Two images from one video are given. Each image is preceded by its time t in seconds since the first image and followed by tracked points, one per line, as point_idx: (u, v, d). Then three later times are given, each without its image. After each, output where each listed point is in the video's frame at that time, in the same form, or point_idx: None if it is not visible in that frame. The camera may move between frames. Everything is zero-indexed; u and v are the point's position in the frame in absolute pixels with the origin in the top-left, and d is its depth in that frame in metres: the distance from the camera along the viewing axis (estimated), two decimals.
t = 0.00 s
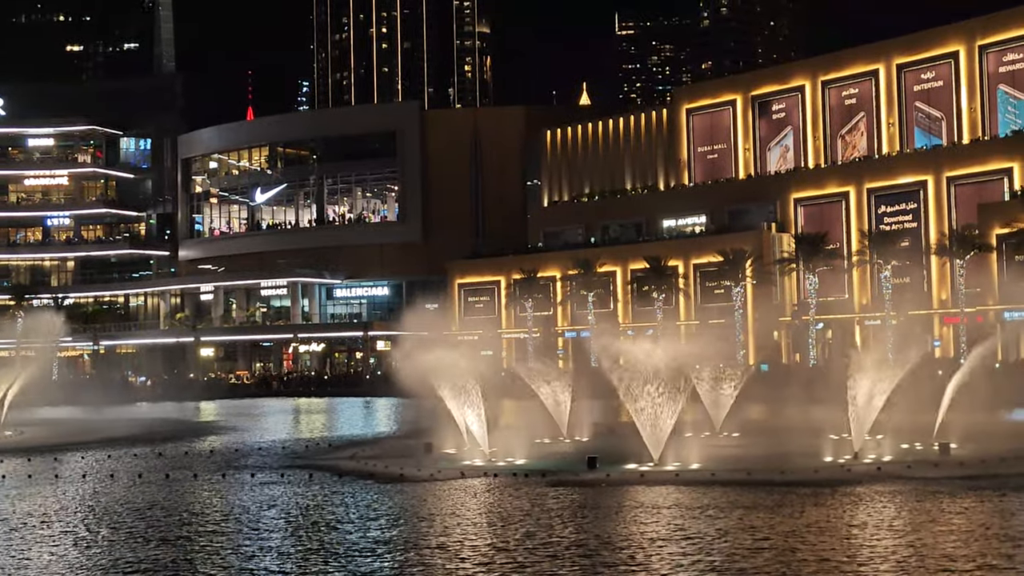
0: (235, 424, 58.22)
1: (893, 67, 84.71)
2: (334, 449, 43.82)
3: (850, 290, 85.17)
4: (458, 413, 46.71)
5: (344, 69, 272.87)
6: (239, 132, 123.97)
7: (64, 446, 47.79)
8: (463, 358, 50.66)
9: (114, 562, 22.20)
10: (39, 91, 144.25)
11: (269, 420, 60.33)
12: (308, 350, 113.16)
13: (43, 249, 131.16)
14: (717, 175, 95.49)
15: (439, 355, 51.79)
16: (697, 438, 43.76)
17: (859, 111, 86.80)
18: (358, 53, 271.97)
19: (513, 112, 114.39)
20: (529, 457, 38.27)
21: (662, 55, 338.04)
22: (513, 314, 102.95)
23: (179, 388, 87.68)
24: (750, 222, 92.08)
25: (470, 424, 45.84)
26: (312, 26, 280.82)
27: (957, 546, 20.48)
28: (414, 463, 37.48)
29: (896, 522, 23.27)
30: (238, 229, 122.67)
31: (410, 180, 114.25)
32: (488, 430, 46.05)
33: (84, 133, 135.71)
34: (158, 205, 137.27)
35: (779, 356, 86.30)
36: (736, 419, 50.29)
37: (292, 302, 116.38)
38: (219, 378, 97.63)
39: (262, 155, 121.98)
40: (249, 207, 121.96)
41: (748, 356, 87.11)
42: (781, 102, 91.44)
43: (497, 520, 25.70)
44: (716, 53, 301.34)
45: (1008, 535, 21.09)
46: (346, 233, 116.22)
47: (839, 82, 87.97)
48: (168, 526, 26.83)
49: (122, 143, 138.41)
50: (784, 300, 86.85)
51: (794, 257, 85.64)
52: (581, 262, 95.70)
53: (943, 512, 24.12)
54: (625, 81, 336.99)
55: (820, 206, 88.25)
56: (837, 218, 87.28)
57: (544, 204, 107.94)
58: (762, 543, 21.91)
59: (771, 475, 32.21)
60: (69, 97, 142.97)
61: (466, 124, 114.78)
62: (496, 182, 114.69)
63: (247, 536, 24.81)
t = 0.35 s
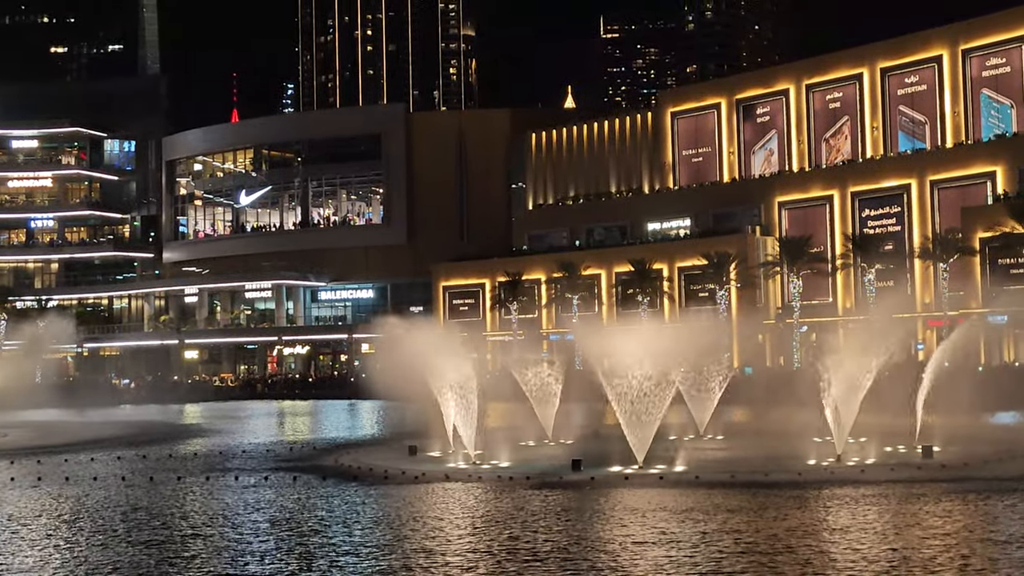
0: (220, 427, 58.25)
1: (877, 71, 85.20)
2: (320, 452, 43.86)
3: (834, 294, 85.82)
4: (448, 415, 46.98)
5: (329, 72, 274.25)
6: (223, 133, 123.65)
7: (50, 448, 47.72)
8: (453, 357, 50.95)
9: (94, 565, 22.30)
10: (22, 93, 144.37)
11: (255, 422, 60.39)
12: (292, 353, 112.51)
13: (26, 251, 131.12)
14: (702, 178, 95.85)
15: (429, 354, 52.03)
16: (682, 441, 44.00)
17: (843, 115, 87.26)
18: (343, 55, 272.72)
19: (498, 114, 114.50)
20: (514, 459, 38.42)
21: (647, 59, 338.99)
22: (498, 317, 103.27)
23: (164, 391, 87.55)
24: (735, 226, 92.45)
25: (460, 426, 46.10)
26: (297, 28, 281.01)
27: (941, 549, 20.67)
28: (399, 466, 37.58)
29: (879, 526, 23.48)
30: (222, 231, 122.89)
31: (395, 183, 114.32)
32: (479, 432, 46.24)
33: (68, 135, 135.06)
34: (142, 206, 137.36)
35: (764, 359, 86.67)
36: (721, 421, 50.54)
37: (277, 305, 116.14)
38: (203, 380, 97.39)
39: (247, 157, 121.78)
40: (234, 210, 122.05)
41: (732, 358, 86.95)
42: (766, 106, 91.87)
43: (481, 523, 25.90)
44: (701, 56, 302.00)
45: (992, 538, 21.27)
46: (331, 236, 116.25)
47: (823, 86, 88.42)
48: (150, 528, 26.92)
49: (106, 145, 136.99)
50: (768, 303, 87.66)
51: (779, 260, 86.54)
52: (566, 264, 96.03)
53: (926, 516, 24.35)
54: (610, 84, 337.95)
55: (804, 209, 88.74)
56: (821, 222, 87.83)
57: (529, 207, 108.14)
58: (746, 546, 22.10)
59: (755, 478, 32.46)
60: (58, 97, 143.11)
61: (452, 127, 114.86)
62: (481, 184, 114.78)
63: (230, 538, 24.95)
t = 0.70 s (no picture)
0: (206, 429, 58.15)
1: (864, 74, 85.49)
2: (307, 454, 43.84)
3: (820, 295, 86.04)
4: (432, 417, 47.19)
5: (316, 74, 274.32)
6: (210, 136, 123.37)
7: (36, 451, 47.54)
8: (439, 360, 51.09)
9: (77, 568, 22.22)
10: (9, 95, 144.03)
11: (242, 425, 60.28)
12: (280, 355, 112.95)
13: (11, 253, 131.23)
14: (689, 180, 95.97)
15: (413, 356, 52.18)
16: (668, 443, 44.06)
17: (829, 118, 87.49)
18: (330, 57, 272.89)
19: (486, 116, 114.51)
20: (501, 462, 38.48)
21: (634, 62, 339.43)
22: (485, 319, 103.22)
23: (150, 393, 87.27)
24: (721, 228, 92.60)
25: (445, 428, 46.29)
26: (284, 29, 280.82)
27: (928, 552, 20.67)
28: (384, 468, 37.59)
29: (867, 528, 23.48)
30: (210, 233, 122.36)
31: (382, 185, 114.29)
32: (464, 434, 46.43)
33: (54, 137, 134.59)
34: (130, 208, 136.54)
35: (751, 361, 86.99)
36: (708, 424, 50.54)
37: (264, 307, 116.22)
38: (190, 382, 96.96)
39: (234, 159, 121.41)
40: (221, 212, 121.42)
41: (719, 360, 86.84)
42: (753, 108, 92.09)
43: (468, 525, 25.87)
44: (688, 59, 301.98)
45: (981, 541, 21.30)
46: (318, 238, 116.01)
47: (810, 88, 88.68)
48: (135, 530, 26.90)
49: (93, 147, 136.84)
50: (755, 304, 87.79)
51: (766, 263, 86.61)
52: (552, 266, 96.36)
53: (913, 518, 24.40)
54: (596, 87, 338.53)
55: (791, 211, 88.92)
56: (808, 224, 88.08)
57: (516, 209, 108.17)
58: (733, 548, 22.09)
59: (742, 480, 32.54)
60: (43, 99, 142.48)
61: (439, 129, 114.83)
62: (468, 186, 114.81)
63: (216, 541, 24.94)
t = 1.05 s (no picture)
0: (198, 431, 58.09)
1: (854, 76, 85.68)
2: (297, 456, 43.78)
3: (811, 297, 86.24)
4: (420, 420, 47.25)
5: (307, 76, 272.35)
6: (201, 138, 123.27)
7: (25, 453, 47.37)
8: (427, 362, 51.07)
9: (69, 571, 22.19)
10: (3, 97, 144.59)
11: (232, 427, 60.19)
12: (270, 357, 112.49)
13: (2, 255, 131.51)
14: (679, 182, 96.13)
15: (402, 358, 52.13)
16: (659, 445, 44.13)
17: (819, 120, 87.72)
18: (321, 58, 272.06)
19: (477, 118, 114.53)
20: (492, 464, 38.47)
21: (625, 64, 340.66)
22: (476, 321, 103.33)
23: (140, 395, 87.05)
24: (712, 230, 92.77)
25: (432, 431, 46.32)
26: (275, 31, 279.54)
27: (920, 555, 20.65)
28: (375, 470, 37.53)
29: (857, 530, 23.52)
30: (200, 235, 122.44)
31: (374, 187, 114.29)
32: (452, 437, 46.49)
33: (44, 139, 134.15)
34: (119, 210, 136.18)
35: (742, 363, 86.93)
36: (699, 427, 50.51)
37: (255, 309, 114.44)
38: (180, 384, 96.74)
39: (225, 161, 121.34)
40: (212, 214, 121.36)
41: (709, 362, 87.05)
42: (743, 110, 92.22)
43: (460, 529, 25.76)
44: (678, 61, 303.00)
45: (971, 544, 21.35)
46: (309, 240, 115.93)
47: (801, 90, 88.88)
48: (125, 533, 26.76)
49: (83, 149, 136.23)
50: (745, 306, 88.00)
51: (757, 264, 86.69)
52: (544, 267, 96.50)
53: (905, 521, 24.39)
54: (587, 88, 339.55)
55: (782, 213, 89.14)
56: (798, 226, 88.28)
57: (507, 211, 108.17)
58: (726, 551, 22.01)
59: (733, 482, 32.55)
60: (32, 101, 142.39)
61: (430, 131, 114.82)
62: (459, 189, 114.80)
63: (206, 544, 24.82)
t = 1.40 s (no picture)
0: (191, 434, 58.02)
1: (848, 79, 85.80)
2: (292, 459, 43.72)
3: (805, 300, 86.19)
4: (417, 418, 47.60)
5: (301, 77, 272.46)
6: (194, 140, 123.13)
7: (18, 456, 47.23)
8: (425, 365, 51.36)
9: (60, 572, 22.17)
10: None
11: (227, 429, 60.11)
12: (264, 360, 112.74)
13: None
14: (673, 185, 96.19)
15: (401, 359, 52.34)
16: (654, 447, 44.07)
17: (813, 123, 87.86)
18: (315, 61, 271.56)
19: (471, 121, 114.61)
20: (485, 467, 38.42)
21: (619, 67, 341.41)
22: (470, 324, 103.26)
23: (134, 397, 86.91)
24: (706, 232, 92.84)
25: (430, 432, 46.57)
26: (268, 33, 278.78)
27: (913, 558, 20.66)
28: (369, 473, 37.49)
29: (851, 533, 23.51)
30: (193, 237, 122.18)
31: (368, 190, 114.26)
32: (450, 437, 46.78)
33: (37, 141, 134.28)
34: (113, 213, 135.42)
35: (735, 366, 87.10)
36: (693, 430, 50.42)
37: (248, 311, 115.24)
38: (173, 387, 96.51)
39: (218, 163, 121.18)
40: (205, 216, 120.98)
41: (704, 365, 87.24)
42: (737, 113, 92.31)
43: (454, 531, 25.74)
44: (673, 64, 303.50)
45: (966, 547, 21.37)
46: (303, 242, 115.82)
47: (795, 93, 89.06)
48: (119, 536, 26.72)
49: (77, 151, 136.27)
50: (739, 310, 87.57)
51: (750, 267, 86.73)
52: (537, 270, 96.30)
53: (897, 523, 24.42)
54: (582, 91, 340.15)
55: (774, 216, 89.18)
56: (791, 229, 88.21)
57: (501, 213, 108.10)
58: (720, 555, 21.99)
59: (727, 485, 32.56)
60: (25, 103, 140.39)
61: (424, 134, 114.86)
62: (453, 191, 114.74)
63: (200, 545, 24.82)
